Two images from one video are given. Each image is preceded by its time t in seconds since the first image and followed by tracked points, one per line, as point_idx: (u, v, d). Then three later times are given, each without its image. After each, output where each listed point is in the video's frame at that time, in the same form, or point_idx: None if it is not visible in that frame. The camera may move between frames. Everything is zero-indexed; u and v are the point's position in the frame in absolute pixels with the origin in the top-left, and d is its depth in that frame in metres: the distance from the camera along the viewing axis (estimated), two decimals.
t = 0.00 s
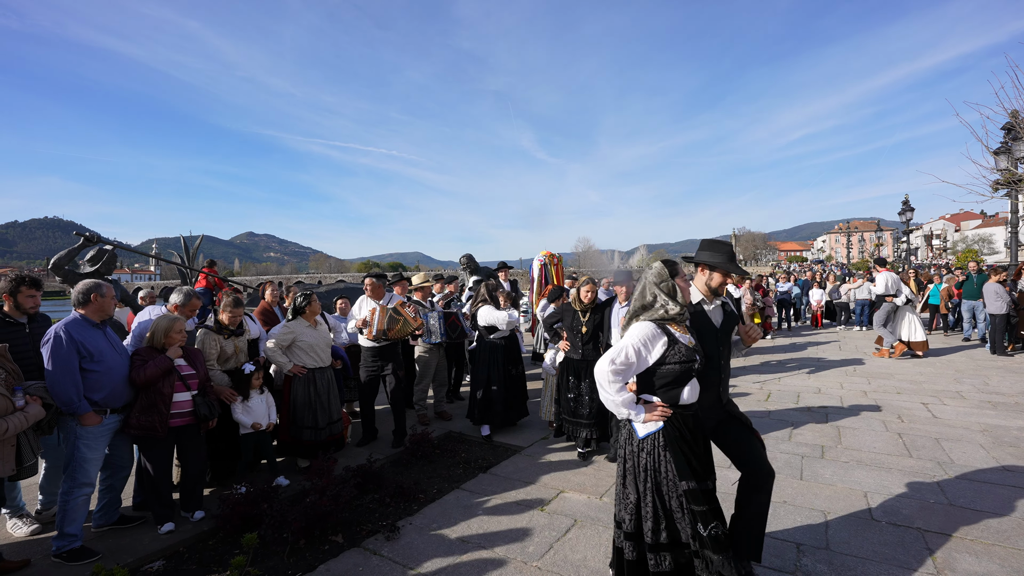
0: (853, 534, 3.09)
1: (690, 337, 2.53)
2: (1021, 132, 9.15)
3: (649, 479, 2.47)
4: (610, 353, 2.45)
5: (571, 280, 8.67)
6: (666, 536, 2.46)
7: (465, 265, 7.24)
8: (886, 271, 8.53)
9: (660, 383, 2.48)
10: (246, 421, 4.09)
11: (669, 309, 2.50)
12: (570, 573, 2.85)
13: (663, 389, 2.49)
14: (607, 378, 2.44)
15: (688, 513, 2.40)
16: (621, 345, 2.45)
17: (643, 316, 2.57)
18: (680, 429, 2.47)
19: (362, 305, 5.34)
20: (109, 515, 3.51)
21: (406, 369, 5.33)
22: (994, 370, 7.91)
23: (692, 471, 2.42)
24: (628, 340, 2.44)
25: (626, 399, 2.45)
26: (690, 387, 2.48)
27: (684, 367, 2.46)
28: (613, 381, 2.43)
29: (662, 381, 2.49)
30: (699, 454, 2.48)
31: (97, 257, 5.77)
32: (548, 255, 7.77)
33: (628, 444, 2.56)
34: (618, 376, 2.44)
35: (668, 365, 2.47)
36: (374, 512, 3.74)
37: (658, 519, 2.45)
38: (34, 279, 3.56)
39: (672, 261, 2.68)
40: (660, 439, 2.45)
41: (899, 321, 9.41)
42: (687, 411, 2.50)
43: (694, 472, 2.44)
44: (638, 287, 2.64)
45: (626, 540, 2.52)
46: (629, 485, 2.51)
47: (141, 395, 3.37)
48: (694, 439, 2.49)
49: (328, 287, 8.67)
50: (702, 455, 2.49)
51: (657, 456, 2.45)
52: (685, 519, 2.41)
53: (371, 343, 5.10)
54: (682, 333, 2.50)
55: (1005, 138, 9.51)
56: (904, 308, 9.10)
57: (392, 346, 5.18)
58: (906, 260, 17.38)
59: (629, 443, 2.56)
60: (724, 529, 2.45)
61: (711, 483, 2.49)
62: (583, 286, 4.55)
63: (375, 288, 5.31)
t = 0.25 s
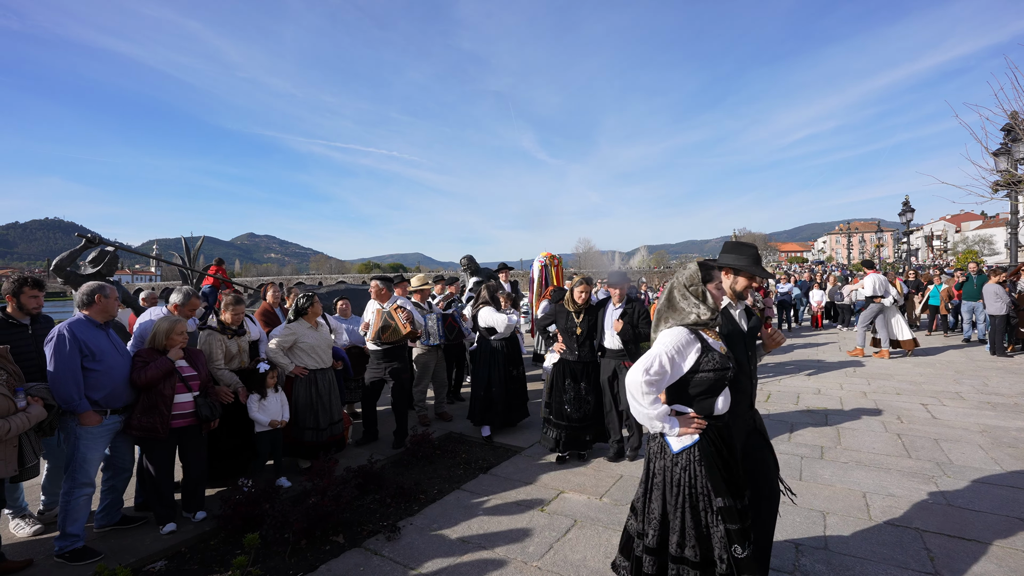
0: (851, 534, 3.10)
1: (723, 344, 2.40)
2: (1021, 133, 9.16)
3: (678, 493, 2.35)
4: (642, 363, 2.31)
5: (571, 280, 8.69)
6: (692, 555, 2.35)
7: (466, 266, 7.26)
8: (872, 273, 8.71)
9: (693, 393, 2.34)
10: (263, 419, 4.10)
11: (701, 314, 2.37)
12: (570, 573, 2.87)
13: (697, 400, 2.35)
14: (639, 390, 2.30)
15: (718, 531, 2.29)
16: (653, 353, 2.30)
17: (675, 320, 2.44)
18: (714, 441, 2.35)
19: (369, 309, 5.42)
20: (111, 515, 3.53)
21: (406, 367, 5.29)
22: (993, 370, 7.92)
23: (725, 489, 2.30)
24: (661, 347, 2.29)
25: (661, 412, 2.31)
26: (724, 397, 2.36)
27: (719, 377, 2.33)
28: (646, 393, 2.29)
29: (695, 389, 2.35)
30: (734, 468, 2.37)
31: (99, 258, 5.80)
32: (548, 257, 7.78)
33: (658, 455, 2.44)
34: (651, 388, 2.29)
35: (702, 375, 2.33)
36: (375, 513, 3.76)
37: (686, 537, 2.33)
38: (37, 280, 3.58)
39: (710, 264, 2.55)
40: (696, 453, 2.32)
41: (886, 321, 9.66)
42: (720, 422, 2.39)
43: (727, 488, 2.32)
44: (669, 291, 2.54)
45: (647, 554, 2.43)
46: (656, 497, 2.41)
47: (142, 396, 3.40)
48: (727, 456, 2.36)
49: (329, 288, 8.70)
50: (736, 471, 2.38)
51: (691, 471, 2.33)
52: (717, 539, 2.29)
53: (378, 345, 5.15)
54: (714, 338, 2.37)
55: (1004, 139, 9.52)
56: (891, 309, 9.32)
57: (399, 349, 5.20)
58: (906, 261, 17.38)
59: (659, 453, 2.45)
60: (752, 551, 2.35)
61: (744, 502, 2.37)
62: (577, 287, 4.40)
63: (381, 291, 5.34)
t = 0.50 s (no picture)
0: (848, 533, 3.12)
1: (756, 349, 2.38)
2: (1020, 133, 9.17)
3: (704, 503, 2.27)
4: (678, 369, 2.22)
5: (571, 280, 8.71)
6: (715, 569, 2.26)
7: (465, 266, 7.28)
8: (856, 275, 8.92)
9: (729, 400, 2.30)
10: (272, 419, 4.08)
11: (741, 317, 2.26)
12: (568, 573, 2.88)
13: (730, 407, 2.31)
14: (674, 397, 2.22)
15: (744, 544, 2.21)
16: (691, 359, 2.22)
17: (712, 322, 2.33)
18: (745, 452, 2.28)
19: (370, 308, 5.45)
20: (112, 515, 3.55)
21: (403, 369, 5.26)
22: (991, 370, 7.93)
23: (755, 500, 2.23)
24: (699, 353, 2.21)
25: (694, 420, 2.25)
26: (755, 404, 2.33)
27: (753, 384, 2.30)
28: (682, 400, 2.21)
29: (727, 397, 2.31)
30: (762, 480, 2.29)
31: (98, 258, 5.80)
32: (548, 257, 7.80)
33: (685, 462, 2.36)
34: (687, 396, 2.22)
35: (740, 382, 2.29)
36: (374, 512, 3.77)
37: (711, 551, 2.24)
38: (36, 280, 3.59)
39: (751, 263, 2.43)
40: (727, 462, 2.24)
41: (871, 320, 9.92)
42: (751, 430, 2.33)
43: (756, 500, 2.25)
44: (706, 288, 2.39)
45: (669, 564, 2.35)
46: (681, 506, 2.33)
47: (141, 396, 3.41)
48: (757, 466, 2.28)
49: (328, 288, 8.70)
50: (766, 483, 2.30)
51: (720, 481, 2.25)
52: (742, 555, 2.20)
53: (379, 345, 5.20)
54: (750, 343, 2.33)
55: (1004, 139, 9.53)
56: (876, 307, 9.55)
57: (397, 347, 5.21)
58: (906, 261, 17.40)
59: (686, 460, 2.35)
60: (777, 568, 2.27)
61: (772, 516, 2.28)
62: (567, 289, 4.20)
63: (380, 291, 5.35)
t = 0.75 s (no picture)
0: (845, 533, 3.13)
1: (806, 357, 2.21)
2: (1017, 133, 9.18)
3: (757, 529, 2.08)
4: (729, 386, 2.04)
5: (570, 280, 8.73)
6: None
7: (464, 266, 7.27)
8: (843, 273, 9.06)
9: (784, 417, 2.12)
10: (274, 421, 4.09)
11: (793, 326, 2.09)
12: (566, 572, 2.88)
13: (785, 424, 2.14)
14: (728, 417, 2.04)
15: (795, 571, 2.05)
16: (744, 374, 2.04)
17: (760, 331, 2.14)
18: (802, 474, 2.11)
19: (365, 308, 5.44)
20: (110, 515, 3.55)
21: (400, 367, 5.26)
22: (989, 370, 7.95)
23: (811, 528, 2.07)
24: (752, 367, 2.03)
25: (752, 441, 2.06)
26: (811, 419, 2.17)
27: (810, 398, 2.12)
28: (737, 420, 2.03)
29: (783, 412, 2.13)
30: (820, 504, 2.11)
31: (97, 258, 5.79)
32: (546, 257, 7.79)
33: (737, 483, 2.16)
34: (743, 414, 2.04)
35: (795, 397, 2.12)
36: (373, 512, 3.77)
37: None
38: (32, 280, 3.58)
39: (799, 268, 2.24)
40: (783, 485, 2.07)
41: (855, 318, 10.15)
42: (806, 449, 2.16)
43: (811, 526, 2.07)
44: (753, 294, 2.20)
45: None
46: (729, 531, 2.13)
47: (139, 397, 3.41)
48: (816, 492, 2.12)
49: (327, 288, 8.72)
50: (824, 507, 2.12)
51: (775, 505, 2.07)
52: None
53: (375, 343, 5.19)
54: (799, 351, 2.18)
55: (1001, 140, 9.55)
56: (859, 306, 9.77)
57: (394, 343, 5.22)
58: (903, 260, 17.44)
59: (738, 481, 2.16)
60: None
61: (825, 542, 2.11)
62: (557, 290, 4.15)
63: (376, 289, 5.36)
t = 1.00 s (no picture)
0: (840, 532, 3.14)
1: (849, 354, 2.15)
2: (1009, 134, 9.25)
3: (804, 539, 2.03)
4: (776, 384, 1.96)
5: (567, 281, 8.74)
6: None
7: (461, 266, 7.27)
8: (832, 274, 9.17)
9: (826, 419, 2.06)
10: (271, 423, 4.05)
11: (838, 322, 2.00)
12: (562, 572, 2.88)
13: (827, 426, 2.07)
14: (773, 417, 1.97)
15: None
16: (789, 371, 1.96)
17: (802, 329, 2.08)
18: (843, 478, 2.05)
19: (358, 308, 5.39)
20: (104, 516, 3.53)
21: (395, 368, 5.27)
22: (982, 370, 8.00)
23: (860, 534, 2.00)
24: (799, 364, 1.96)
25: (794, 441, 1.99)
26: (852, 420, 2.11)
27: (855, 399, 2.06)
28: (782, 420, 1.96)
29: (825, 412, 2.07)
30: (864, 510, 2.05)
31: (91, 258, 5.76)
32: (543, 257, 7.79)
33: (776, 490, 2.11)
34: (787, 414, 1.97)
35: (841, 396, 2.05)
36: (369, 512, 3.76)
37: None
38: (25, 280, 3.56)
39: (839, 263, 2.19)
40: (826, 490, 2.01)
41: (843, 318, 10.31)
42: (846, 453, 2.11)
43: (858, 533, 2.01)
44: (790, 291, 2.15)
45: None
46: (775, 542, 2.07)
47: (133, 398, 3.39)
48: (861, 496, 2.05)
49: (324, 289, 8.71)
50: (868, 512, 2.05)
51: (817, 511, 2.01)
52: None
53: (369, 342, 5.17)
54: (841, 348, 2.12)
55: (994, 141, 9.62)
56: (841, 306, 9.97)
57: (389, 343, 5.23)
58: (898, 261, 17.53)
59: (777, 489, 2.11)
60: None
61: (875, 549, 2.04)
62: (552, 291, 4.10)
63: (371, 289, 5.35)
